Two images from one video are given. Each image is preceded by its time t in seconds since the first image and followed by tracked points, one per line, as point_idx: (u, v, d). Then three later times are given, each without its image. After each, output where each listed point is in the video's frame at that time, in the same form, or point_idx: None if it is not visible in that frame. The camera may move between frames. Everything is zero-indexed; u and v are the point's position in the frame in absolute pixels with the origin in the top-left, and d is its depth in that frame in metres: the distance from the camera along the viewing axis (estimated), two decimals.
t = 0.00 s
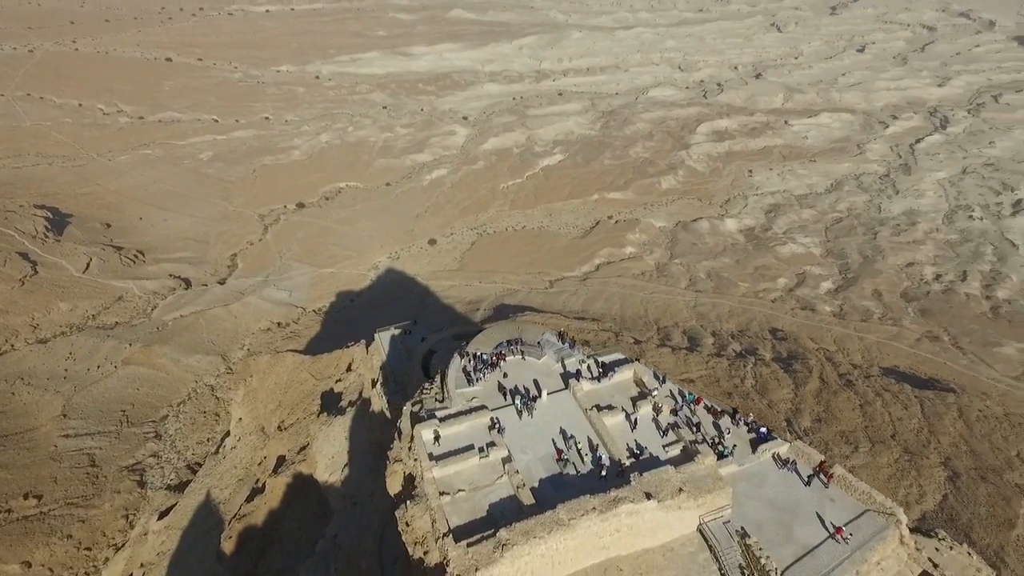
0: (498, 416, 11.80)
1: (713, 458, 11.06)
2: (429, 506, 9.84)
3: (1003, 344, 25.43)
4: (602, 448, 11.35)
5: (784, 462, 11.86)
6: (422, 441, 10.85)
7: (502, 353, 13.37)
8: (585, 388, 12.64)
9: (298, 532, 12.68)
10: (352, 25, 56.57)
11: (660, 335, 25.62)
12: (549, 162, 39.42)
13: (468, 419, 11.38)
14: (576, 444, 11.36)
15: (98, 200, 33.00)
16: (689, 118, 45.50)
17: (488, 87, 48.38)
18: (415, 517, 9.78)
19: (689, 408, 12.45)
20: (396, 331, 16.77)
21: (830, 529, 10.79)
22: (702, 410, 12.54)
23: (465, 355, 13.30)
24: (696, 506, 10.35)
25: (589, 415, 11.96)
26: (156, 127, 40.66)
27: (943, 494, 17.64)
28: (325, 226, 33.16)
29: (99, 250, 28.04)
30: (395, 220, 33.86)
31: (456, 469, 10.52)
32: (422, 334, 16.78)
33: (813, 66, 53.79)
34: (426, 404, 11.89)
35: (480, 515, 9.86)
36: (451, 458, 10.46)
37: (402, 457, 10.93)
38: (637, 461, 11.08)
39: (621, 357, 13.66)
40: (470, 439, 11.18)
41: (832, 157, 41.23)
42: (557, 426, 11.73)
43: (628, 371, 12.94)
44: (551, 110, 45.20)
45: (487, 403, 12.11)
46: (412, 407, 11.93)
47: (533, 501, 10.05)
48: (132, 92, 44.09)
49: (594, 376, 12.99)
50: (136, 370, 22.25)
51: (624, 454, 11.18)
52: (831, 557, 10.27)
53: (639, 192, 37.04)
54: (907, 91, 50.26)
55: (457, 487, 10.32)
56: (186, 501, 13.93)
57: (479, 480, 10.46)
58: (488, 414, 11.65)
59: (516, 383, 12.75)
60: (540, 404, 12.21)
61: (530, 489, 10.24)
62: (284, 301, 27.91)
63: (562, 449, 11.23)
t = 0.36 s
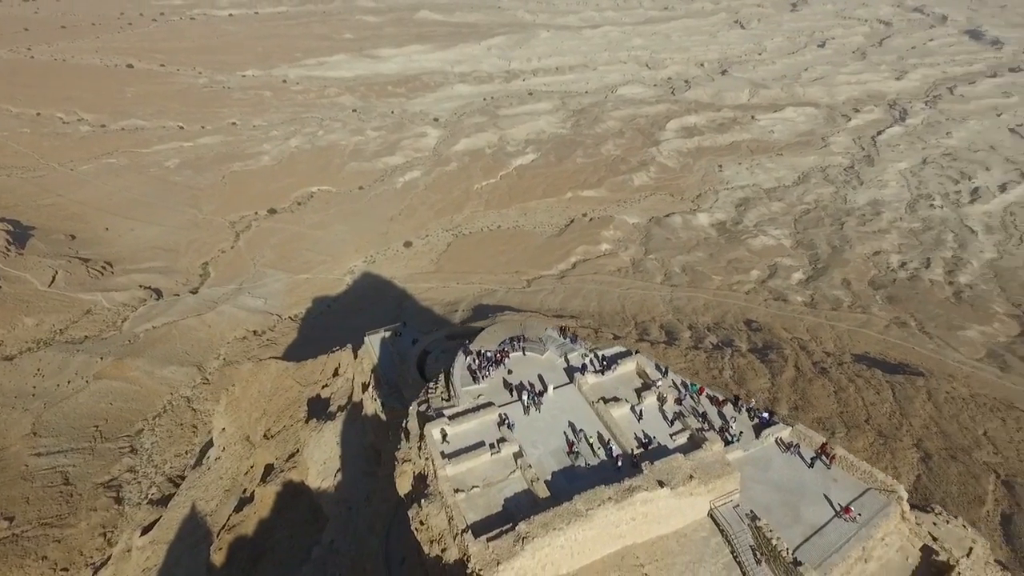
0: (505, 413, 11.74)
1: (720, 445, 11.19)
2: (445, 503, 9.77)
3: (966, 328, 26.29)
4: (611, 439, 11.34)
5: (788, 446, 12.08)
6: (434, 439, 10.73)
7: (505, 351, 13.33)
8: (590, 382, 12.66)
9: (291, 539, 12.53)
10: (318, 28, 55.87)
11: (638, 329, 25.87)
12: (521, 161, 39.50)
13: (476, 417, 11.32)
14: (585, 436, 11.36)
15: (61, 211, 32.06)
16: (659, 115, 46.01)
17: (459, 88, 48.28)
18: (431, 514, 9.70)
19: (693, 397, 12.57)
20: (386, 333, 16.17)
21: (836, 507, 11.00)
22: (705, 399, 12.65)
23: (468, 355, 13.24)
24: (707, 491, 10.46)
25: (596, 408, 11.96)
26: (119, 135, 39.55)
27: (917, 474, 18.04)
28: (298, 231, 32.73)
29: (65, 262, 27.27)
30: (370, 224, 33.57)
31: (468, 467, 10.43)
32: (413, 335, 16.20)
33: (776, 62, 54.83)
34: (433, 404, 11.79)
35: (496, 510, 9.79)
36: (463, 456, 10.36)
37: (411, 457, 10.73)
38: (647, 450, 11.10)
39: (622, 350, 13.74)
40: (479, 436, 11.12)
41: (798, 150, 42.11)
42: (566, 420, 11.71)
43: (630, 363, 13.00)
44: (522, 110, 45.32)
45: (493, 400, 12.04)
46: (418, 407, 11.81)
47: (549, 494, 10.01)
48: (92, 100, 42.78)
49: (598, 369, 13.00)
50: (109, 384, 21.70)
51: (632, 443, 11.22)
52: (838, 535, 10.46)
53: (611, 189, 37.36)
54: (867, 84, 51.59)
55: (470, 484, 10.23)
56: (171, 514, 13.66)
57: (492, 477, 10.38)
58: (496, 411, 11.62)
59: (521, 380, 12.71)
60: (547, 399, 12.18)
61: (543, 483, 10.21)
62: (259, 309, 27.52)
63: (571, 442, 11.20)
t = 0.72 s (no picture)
0: (514, 409, 11.68)
1: (726, 432, 11.29)
2: (461, 499, 9.70)
3: (931, 313, 27.12)
4: (620, 430, 11.37)
5: (789, 431, 12.30)
6: (445, 438, 10.60)
7: (508, 347, 13.23)
8: (595, 375, 12.66)
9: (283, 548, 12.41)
10: (283, 31, 54.85)
11: (616, 325, 26.12)
12: (494, 161, 39.49)
13: (486, 414, 11.25)
14: (594, 429, 11.37)
15: (21, 223, 31.00)
16: (628, 113, 46.44)
17: (428, 89, 48.06)
18: (447, 511, 9.66)
19: (696, 387, 12.71)
20: (378, 335, 16.00)
21: (841, 488, 11.25)
22: (708, 388, 12.79)
23: (472, 353, 13.13)
24: (717, 477, 10.53)
25: (603, 400, 11.98)
26: (79, 143, 38.10)
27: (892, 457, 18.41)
28: (271, 237, 32.24)
29: (29, 276, 26.45)
30: (344, 228, 33.24)
31: (481, 463, 10.37)
32: (404, 338, 16.08)
33: (741, 58, 55.72)
34: (440, 403, 11.63)
35: (512, 504, 9.76)
36: (476, 453, 10.30)
37: (421, 457, 10.67)
38: (656, 439, 11.19)
39: (623, 343, 13.79)
40: (489, 433, 11.04)
41: (765, 144, 42.92)
42: (574, 414, 11.72)
43: (632, 356, 13.06)
44: (493, 110, 45.34)
45: (500, 397, 11.96)
46: (426, 407, 11.67)
47: (564, 486, 10.01)
48: (50, 108, 41.14)
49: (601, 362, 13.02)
50: (80, 400, 21.11)
51: (642, 434, 11.24)
52: (845, 514, 10.71)
53: (585, 187, 37.59)
54: (829, 78, 52.82)
55: (485, 480, 10.18)
56: (155, 529, 13.41)
57: (506, 472, 10.34)
58: (504, 407, 11.53)
59: (526, 375, 12.65)
60: (554, 394, 12.15)
61: (558, 476, 10.20)
62: (234, 317, 27.09)
63: (581, 435, 11.22)
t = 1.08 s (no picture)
0: (524, 404, 11.61)
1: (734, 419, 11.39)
2: (478, 495, 9.66)
3: (901, 301, 27.85)
4: (630, 421, 11.39)
5: (793, 415, 12.48)
6: (458, 433, 10.45)
7: (514, 342, 13.00)
8: (601, 367, 12.61)
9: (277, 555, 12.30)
10: (252, 35, 52.71)
11: (597, 322, 26.30)
12: (469, 162, 39.41)
13: (496, 410, 11.15)
14: (604, 421, 11.38)
15: None
16: (601, 111, 46.72)
17: (401, 91, 47.70)
18: (464, 507, 9.68)
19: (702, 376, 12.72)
20: (370, 337, 15.72)
21: (847, 468, 11.50)
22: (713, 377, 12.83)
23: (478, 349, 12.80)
24: (727, 463, 10.71)
25: (612, 392, 11.97)
26: (42, 153, 36.54)
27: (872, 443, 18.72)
28: (245, 243, 31.67)
29: None
30: (319, 232, 32.85)
31: (496, 459, 10.30)
32: (397, 338, 15.88)
33: (710, 55, 56.41)
34: (449, 402, 11.54)
35: (529, 498, 9.76)
36: (491, 449, 10.23)
37: (431, 455, 10.68)
38: (665, 429, 11.24)
39: (626, 335, 13.77)
40: (501, 428, 10.98)
41: (736, 140, 43.57)
42: (583, 407, 11.69)
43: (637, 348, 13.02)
44: (467, 111, 45.28)
45: (509, 392, 11.87)
46: (434, 405, 11.53)
47: (579, 479, 10.02)
48: (9, 117, 39.06)
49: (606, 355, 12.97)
50: (54, 415, 20.61)
51: (652, 425, 11.30)
52: (851, 495, 10.99)
53: (561, 185, 37.73)
54: (795, 74, 53.82)
55: (500, 475, 10.13)
56: (143, 542, 13.22)
57: (521, 466, 10.31)
58: (514, 402, 11.46)
59: (533, 370, 12.54)
60: (562, 388, 12.08)
61: (573, 468, 10.20)
62: (211, 325, 26.67)
63: (592, 428, 11.21)
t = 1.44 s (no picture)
0: (535, 398, 11.61)
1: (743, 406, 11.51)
2: (496, 489, 9.68)
3: (874, 290, 28.49)
4: (640, 411, 11.46)
5: (797, 402, 12.66)
6: (472, 429, 10.41)
7: (520, 338, 13.04)
8: (608, 360, 12.68)
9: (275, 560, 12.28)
10: (221, 37, 51.95)
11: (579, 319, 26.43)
12: (446, 163, 39.31)
13: (508, 405, 11.14)
14: (615, 412, 11.44)
15: None
16: (576, 110, 46.95)
17: (375, 93, 47.28)
18: (483, 501, 9.66)
19: (707, 367, 12.88)
20: (365, 340, 15.71)
21: (853, 450, 11.80)
22: (718, 367, 12.99)
23: (484, 346, 12.84)
24: (738, 449, 10.82)
25: (620, 384, 12.04)
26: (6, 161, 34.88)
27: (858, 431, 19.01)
28: (221, 249, 31.12)
29: None
30: (297, 236, 32.44)
31: (511, 453, 10.30)
32: (392, 340, 15.81)
33: (682, 53, 57.01)
34: (460, 398, 11.48)
35: (547, 491, 9.79)
36: (506, 443, 10.23)
37: (443, 452, 10.66)
38: (675, 418, 11.35)
39: (629, 328, 13.85)
40: (514, 423, 10.99)
41: (710, 136, 44.12)
42: (594, 400, 11.73)
43: (641, 340, 13.11)
44: (442, 111, 45.17)
45: (519, 387, 11.88)
46: (445, 403, 11.47)
47: (596, 469, 10.06)
48: None
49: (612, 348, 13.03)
50: (30, 430, 20.12)
51: (662, 414, 11.37)
52: (858, 477, 11.22)
53: (539, 184, 37.83)
54: (765, 70, 54.68)
55: (516, 469, 10.14)
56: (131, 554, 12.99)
57: (537, 460, 10.33)
58: (525, 397, 11.49)
59: (541, 365, 12.55)
60: (571, 382, 12.11)
61: (589, 459, 10.23)
62: (190, 334, 26.26)
63: (604, 420, 11.27)
